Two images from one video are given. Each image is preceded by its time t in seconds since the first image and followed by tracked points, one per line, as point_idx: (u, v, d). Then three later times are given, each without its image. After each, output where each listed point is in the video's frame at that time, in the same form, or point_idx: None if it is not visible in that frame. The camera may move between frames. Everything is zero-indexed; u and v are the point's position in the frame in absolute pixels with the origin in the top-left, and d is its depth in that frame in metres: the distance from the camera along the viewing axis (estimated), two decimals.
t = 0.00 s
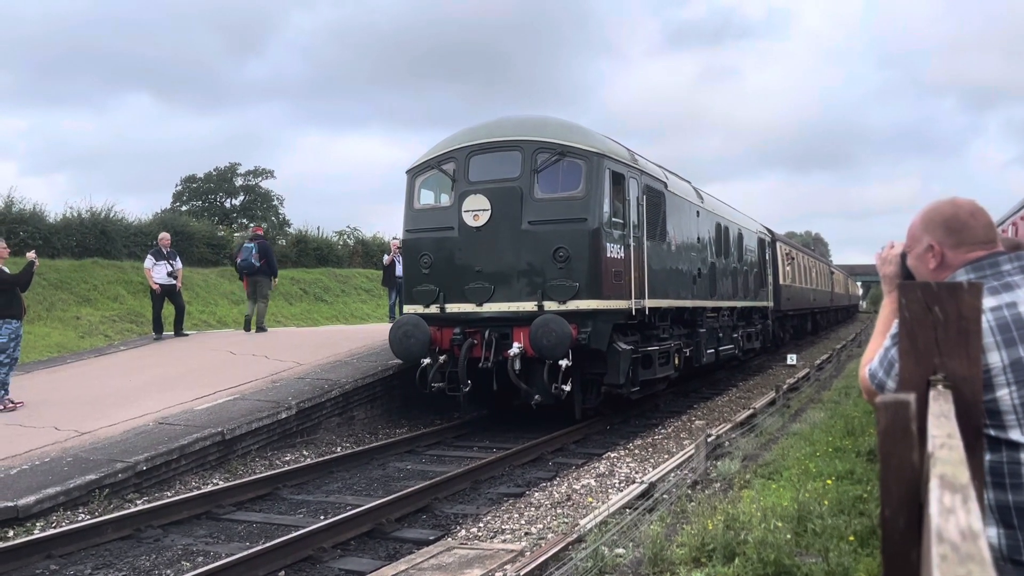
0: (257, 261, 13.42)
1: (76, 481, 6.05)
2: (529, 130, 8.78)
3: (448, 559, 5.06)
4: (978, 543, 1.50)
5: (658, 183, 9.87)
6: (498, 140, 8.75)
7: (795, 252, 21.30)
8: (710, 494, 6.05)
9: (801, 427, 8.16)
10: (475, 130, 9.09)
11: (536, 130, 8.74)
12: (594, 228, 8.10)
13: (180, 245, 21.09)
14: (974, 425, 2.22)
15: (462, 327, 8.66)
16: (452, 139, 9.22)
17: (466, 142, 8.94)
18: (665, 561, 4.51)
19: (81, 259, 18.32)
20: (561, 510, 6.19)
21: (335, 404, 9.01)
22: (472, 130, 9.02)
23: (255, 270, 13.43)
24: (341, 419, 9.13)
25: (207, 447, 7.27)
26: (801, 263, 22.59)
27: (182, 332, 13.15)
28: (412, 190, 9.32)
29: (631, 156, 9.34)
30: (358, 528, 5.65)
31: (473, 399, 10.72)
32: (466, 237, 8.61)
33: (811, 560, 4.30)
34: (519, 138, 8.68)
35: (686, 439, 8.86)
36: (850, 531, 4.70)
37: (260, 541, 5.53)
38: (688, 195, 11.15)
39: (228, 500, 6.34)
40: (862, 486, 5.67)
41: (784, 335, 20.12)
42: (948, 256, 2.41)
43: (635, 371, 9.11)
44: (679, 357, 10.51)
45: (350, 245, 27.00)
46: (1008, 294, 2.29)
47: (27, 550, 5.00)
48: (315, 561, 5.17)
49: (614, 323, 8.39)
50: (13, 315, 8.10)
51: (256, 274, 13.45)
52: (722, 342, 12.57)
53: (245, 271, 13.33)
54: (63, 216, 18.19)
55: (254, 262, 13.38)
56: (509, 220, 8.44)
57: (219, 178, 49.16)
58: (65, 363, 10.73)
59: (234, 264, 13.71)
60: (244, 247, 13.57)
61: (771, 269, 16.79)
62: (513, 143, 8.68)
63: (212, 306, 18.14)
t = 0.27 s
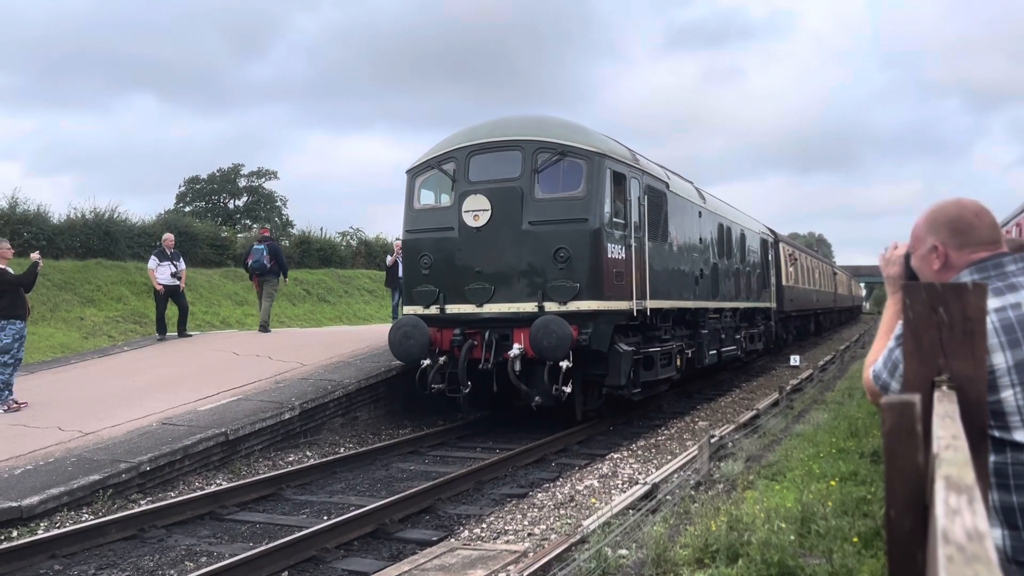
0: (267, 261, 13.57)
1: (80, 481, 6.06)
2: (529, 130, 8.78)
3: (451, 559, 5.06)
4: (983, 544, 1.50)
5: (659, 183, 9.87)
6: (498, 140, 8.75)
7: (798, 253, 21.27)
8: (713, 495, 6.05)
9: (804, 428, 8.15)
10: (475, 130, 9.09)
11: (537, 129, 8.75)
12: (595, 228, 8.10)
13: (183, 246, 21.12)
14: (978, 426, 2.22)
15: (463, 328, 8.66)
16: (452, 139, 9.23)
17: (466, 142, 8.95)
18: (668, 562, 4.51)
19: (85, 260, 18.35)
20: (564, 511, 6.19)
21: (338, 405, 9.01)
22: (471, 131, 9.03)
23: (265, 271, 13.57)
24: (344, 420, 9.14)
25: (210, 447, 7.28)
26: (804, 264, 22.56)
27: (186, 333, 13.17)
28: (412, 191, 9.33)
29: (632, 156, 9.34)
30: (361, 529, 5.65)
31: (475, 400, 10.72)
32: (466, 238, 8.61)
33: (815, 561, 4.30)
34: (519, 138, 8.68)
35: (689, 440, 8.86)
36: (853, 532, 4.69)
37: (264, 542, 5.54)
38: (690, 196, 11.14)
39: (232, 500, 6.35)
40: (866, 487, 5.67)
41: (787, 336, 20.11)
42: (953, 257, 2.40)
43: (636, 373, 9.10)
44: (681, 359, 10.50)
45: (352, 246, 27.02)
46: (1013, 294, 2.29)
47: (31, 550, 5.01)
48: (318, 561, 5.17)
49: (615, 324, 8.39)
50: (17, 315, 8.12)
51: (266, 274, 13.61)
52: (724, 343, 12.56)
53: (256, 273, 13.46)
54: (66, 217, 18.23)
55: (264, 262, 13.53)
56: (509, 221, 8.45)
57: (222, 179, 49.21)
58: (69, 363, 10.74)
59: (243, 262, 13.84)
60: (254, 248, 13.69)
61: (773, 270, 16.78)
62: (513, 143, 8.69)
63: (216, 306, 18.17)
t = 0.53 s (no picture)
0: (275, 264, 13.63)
1: (84, 483, 6.06)
2: (529, 129, 8.77)
3: (455, 562, 5.05)
4: (990, 548, 1.48)
5: (661, 184, 9.86)
6: (497, 140, 8.75)
7: (802, 254, 21.23)
8: (717, 497, 6.03)
9: (809, 431, 8.13)
10: (475, 130, 9.09)
11: (537, 129, 8.74)
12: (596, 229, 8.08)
13: (187, 247, 21.15)
14: (985, 429, 2.21)
15: (462, 330, 8.65)
16: (451, 139, 9.23)
17: (466, 142, 8.95)
18: (672, 565, 4.49)
19: (89, 261, 18.38)
20: (568, 513, 6.18)
21: (342, 407, 9.01)
22: (471, 130, 9.03)
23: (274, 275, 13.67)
24: (348, 422, 9.14)
25: (214, 449, 7.28)
26: (808, 265, 22.52)
27: (190, 334, 13.18)
28: (412, 191, 9.33)
29: (633, 156, 9.33)
30: (364, 531, 5.65)
31: (478, 402, 10.72)
32: (466, 239, 8.61)
33: (820, 564, 4.28)
34: (519, 138, 8.67)
35: (693, 442, 8.84)
36: (858, 535, 4.67)
37: (267, 543, 5.54)
38: (693, 197, 11.13)
39: (236, 501, 6.35)
40: (871, 490, 5.65)
41: (791, 338, 20.08)
42: (958, 259, 2.39)
43: (638, 376, 9.08)
44: (683, 360, 10.49)
45: (356, 248, 27.04)
46: (1019, 297, 2.28)
47: (35, 551, 5.02)
48: (321, 563, 5.17)
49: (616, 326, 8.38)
50: (21, 317, 8.12)
51: (275, 277, 13.70)
52: (727, 345, 12.55)
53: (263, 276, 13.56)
54: (71, 218, 18.26)
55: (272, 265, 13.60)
56: (509, 221, 8.44)
57: (226, 180, 49.26)
58: (73, 365, 10.76)
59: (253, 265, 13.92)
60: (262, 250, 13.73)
61: (777, 272, 16.76)
62: (513, 143, 8.68)
63: (220, 308, 18.18)
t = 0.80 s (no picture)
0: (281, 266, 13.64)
1: (86, 484, 6.07)
2: (528, 129, 8.78)
3: (457, 563, 5.05)
4: (994, 552, 1.48)
5: (661, 185, 9.85)
6: (496, 140, 8.76)
7: (804, 255, 21.20)
8: (720, 499, 6.03)
9: (811, 432, 8.13)
10: (474, 130, 9.09)
11: (536, 129, 8.74)
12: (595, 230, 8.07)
13: (189, 249, 21.16)
14: (989, 432, 2.20)
15: (460, 331, 8.63)
16: (449, 139, 9.23)
17: (464, 142, 8.96)
18: (674, 567, 4.47)
19: (92, 262, 18.40)
20: (570, 515, 6.18)
21: (344, 408, 9.01)
22: (470, 131, 9.04)
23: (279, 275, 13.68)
24: (350, 423, 9.14)
25: (216, 450, 7.28)
26: (811, 266, 22.50)
27: (192, 336, 13.19)
28: (410, 191, 9.33)
29: (634, 156, 9.32)
30: (366, 533, 5.64)
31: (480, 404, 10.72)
32: (464, 240, 8.60)
33: (822, 566, 4.28)
34: (518, 138, 8.68)
35: (695, 444, 8.83)
36: (861, 537, 4.66)
37: (270, 545, 5.54)
38: (694, 198, 11.12)
39: (238, 503, 6.35)
40: (874, 492, 5.64)
41: (793, 339, 20.06)
42: (962, 261, 2.38)
43: (638, 378, 9.06)
44: (684, 362, 10.48)
45: (358, 249, 27.05)
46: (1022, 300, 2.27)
47: (37, 552, 5.02)
48: (323, 565, 5.17)
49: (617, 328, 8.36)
50: (23, 318, 8.12)
51: (281, 279, 13.72)
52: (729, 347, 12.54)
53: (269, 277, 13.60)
54: (73, 219, 18.28)
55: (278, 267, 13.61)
56: (509, 222, 8.43)
57: (228, 181, 49.27)
58: (76, 366, 10.77)
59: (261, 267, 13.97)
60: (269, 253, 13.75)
61: (779, 273, 16.75)
62: (512, 143, 8.69)
63: (222, 309, 18.20)
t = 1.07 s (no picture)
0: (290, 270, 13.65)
1: (89, 485, 6.08)
2: (525, 129, 8.78)
3: (459, 565, 5.05)
4: (996, 554, 1.48)
5: (661, 185, 9.86)
6: (494, 140, 8.76)
7: (806, 257, 21.20)
8: (722, 501, 6.03)
9: (814, 434, 8.12)
10: (472, 129, 9.09)
11: (533, 128, 8.74)
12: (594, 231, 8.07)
13: (192, 250, 21.19)
14: (990, 434, 2.20)
15: (457, 333, 8.63)
16: (446, 139, 9.24)
17: (462, 142, 8.96)
18: (677, 568, 4.47)
19: (95, 264, 18.43)
20: (572, 516, 6.18)
21: (346, 409, 9.02)
22: (467, 131, 9.04)
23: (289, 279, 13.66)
24: (352, 424, 9.14)
25: (219, 452, 7.29)
26: (813, 268, 22.49)
27: (195, 337, 13.21)
28: (407, 191, 9.32)
29: (633, 156, 9.33)
30: (368, 534, 5.64)
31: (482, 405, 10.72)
32: (462, 240, 8.60)
33: (825, 568, 4.27)
34: (516, 138, 8.68)
35: (698, 445, 8.83)
36: (863, 539, 4.66)
37: (272, 546, 5.54)
38: (694, 198, 11.13)
39: (240, 504, 6.36)
40: (876, 494, 5.63)
41: (796, 341, 20.06)
42: (965, 263, 2.38)
43: (637, 380, 9.06)
44: (684, 364, 10.47)
45: (361, 250, 27.08)
46: None
47: (40, 553, 5.03)
48: (325, 566, 5.17)
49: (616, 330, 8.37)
50: (27, 319, 8.13)
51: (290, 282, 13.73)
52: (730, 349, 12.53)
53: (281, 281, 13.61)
54: (77, 221, 18.32)
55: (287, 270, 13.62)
56: (506, 222, 8.42)
57: (231, 183, 49.33)
58: (79, 367, 10.79)
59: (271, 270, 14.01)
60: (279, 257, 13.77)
61: (781, 274, 16.75)
62: (510, 142, 8.69)
63: (225, 310, 18.22)
